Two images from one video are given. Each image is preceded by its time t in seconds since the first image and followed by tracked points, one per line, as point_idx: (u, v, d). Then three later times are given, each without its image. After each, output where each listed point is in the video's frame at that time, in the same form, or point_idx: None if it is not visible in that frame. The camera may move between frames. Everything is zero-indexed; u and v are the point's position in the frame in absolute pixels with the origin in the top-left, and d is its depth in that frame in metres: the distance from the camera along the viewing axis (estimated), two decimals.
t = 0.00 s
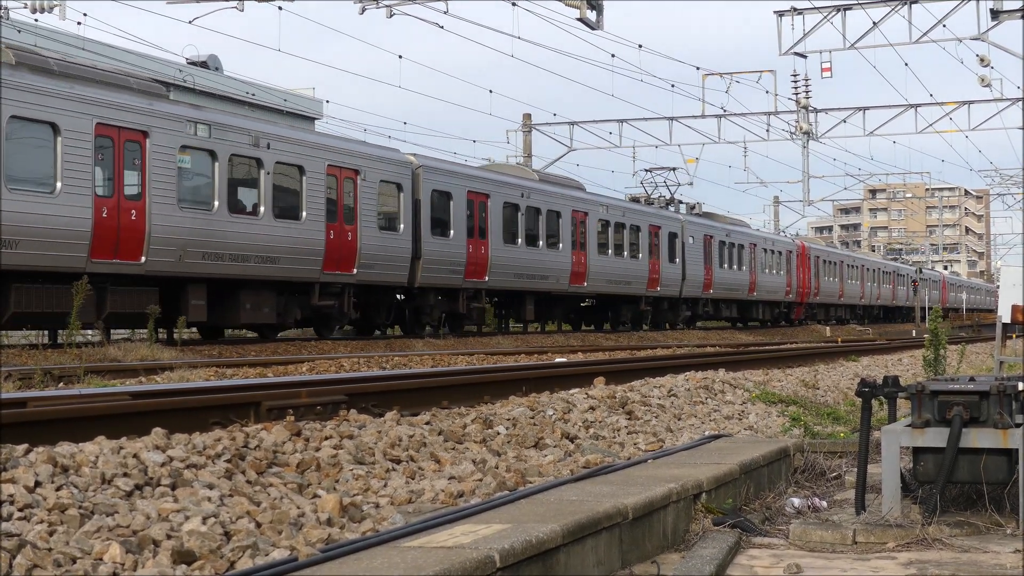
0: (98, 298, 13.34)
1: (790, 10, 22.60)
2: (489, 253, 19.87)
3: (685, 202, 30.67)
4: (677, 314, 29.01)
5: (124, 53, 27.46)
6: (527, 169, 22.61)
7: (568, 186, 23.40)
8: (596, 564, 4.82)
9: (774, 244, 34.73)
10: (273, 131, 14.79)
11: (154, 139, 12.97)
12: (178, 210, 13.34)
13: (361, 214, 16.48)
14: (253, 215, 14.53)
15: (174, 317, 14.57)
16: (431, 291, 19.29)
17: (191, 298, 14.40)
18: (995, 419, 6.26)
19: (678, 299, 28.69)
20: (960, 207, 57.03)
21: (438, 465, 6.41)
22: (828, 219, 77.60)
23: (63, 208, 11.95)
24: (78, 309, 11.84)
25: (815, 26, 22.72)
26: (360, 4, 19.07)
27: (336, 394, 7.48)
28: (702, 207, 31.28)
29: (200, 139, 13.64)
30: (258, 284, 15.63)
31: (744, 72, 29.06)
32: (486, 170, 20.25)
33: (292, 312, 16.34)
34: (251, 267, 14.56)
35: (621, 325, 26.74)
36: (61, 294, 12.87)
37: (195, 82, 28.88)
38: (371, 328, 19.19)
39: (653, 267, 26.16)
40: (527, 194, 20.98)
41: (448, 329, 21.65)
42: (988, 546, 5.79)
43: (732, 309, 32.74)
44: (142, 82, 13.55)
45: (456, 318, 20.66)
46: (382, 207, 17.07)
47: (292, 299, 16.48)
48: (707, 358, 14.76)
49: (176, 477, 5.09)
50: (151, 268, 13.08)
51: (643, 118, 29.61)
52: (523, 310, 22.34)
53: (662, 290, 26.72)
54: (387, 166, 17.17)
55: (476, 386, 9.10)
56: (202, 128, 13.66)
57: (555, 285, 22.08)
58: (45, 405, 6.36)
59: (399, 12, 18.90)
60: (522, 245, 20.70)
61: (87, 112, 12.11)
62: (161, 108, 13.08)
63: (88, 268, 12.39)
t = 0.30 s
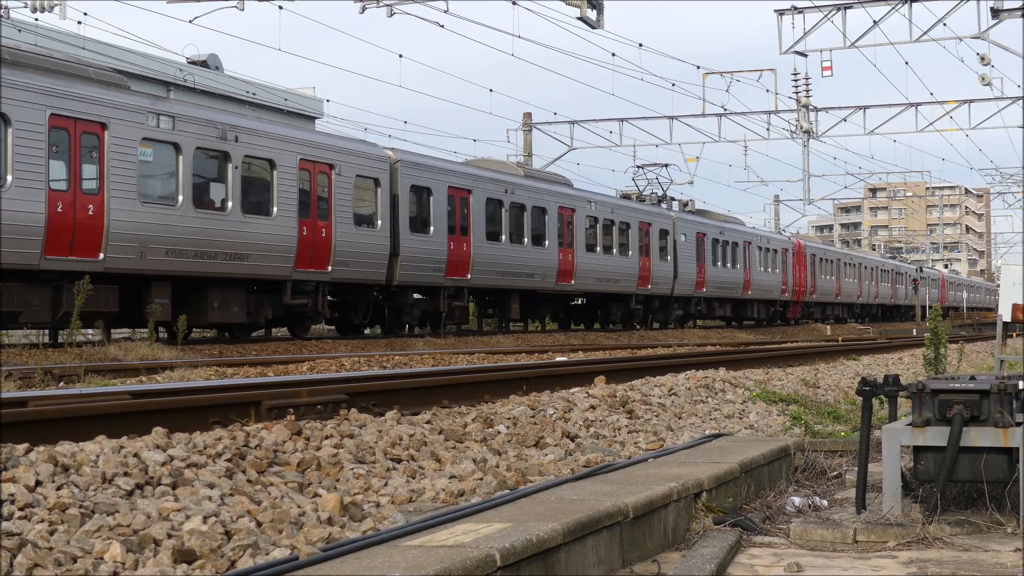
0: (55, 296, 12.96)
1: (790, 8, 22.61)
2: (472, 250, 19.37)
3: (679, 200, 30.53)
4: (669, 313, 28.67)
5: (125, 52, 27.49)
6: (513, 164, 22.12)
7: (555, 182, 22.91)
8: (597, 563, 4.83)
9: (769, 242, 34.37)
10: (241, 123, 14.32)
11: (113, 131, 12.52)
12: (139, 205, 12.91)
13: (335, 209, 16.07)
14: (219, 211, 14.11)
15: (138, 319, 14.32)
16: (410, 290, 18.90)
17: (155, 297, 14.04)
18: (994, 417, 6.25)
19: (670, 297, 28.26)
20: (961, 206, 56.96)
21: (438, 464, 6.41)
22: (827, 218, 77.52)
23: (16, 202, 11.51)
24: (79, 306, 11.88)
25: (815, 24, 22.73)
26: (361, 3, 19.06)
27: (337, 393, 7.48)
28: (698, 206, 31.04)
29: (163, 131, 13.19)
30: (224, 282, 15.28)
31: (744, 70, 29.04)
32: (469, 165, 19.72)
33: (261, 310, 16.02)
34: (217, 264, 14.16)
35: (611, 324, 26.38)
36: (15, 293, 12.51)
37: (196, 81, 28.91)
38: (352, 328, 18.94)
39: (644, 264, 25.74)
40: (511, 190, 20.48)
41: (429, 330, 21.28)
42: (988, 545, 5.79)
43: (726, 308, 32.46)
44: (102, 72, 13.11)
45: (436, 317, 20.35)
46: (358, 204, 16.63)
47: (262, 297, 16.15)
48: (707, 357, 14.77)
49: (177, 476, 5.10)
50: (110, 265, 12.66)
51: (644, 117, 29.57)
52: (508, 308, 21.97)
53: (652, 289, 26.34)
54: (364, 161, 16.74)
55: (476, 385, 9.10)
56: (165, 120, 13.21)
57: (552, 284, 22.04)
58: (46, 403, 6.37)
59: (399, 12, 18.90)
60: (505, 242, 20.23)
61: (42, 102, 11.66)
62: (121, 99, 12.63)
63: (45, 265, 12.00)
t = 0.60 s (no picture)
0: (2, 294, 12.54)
1: (790, 7, 22.61)
2: (452, 247, 18.98)
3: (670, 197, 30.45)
4: (659, 312, 28.25)
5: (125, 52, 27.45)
6: (497, 159, 21.72)
7: (542, 178, 22.55)
8: (597, 562, 4.83)
9: (763, 239, 33.98)
10: (204, 115, 13.88)
11: (66, 123, 12.04)
12: (94, 200, 12.43)
13: (306, 205, 15.60)
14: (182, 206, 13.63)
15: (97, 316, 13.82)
16: (387, 289, 18.48)
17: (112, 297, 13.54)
18: (995, 416, 6.25)
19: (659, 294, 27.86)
20: (961, 205, 56.96)
21: (438, 463, 6.41)
22: (826, 217, 77.52)
23: None
24: (79, 307, 11.79)
25: (815, 23, 22.74)
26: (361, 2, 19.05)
27: (337, 393, 7.48)
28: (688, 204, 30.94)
29: (120, 123, 12.71)
30: (189, 281, 14.73)
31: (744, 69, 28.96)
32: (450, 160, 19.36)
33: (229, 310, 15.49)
34: (180, 262, 13.67)
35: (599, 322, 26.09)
36: None
37: (196, 81, 28.88)
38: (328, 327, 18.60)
39: (633, 262, 25.39)
40: (493, 185, 20.09)
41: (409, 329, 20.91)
42: (988, 543, 5.79)
43: (719, 307, 32.13)
44: (54, 61, 12.54)
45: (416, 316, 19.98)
46: (330, 199, 16.19)
47: (230, 296, 15.63)
48: (707, 356, 14.79)
49: (177, 475, 5.10)
50: (63, 263, 12.18)
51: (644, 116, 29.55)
52: (491, 307, 21.63)
53: (642, 287, 25.99)
54: (337, 155, 16.30)
55: (477, 384, 9.10)
56: (122, 111, 12.73)
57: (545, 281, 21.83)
58: (47, 403, 6.38)
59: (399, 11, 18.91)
60: (487, 238, 19.85)
61: None
62: (75, 89, 12.14)
63: None
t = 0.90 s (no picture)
0: None
1: (790, 6, 22.62)
2: (430, 244, 18.54)
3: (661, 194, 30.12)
4: (650, 311, 27.56)
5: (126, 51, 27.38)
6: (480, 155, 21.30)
7: (527, 174, 22.16)
8: (598, 561, 4.83)
9: (757, 237, 33.31)
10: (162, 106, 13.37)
11: (13, 113, 11.47)
12: (42, 193, 11.90)
13: (273, 200, 15.13)
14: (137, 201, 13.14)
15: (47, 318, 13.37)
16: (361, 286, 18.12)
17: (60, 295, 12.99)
18: (996, 415, 6.26)
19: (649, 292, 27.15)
20: (961, 204, 56.99)
21: (439, 463, 6.41)
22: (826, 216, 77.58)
23: None
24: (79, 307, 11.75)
25: (816, 22, 22.74)
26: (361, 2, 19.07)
27: (337, 392, 7.48)
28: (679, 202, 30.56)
29: (70, 113, 12.19)
30: (148, 280, 14.18)
31: (743, 68, 29.13)
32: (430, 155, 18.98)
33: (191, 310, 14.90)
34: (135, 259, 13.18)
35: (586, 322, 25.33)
36: None
37: (197, 80, 28.81)
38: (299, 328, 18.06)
39: (621, 260, 24.96)
40: (473, 181, 19.66)
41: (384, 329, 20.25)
42: (989, 543, 5.79)
43: (712, 306, 31.50)
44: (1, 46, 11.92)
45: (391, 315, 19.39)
46: (299, 194, 15.70)
47: (192, 295, 15.05)
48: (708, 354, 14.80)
49: (178, 475, 5.10)
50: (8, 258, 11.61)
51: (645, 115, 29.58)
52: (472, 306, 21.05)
53: (630, 285, 25.53)
54: (306, 148, 15.79)
55: (479, 383, 9.11)
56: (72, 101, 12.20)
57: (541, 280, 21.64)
58: (48, 402, 6.39)
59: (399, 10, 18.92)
60: (468, 235, 19.43)
61: None
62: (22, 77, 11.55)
63: None
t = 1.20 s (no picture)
0: None
1: (791, 6, 22.62)
2: (406, 242, 17.57)
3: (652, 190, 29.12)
4: (638, 311, 26.76)
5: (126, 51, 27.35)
6: (459, 150, 20.32)
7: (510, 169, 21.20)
8: (599, 561, 4.83)
9: (751, 235, 32.44)
10: (115, 95, 12.48)
11: None
12: None
13: (237, 196, 14.27)
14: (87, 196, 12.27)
15: None
16: (331, 285, 17.24)
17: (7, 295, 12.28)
18: (997, 414, 6.25)
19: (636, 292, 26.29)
20: (963, 203, 56.94)
21: (440, 462, 6.41)
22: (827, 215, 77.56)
23: None
24: (81, 306, 11.77)
25: (817, 21, 22.74)
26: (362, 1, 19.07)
27: (338, 392, 7.48)
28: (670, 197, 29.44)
29: (15, 102, 11.31)
30: (103, 278, 13.40)
31: (744, 67, 27.73)
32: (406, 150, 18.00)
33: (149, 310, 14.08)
34: (86, 257, 12.31)
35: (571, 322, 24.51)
36: None
37: (197, 80, 28.78)
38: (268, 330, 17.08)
39: (609, 258, 24.06)
40: (452, 176, 18.69)
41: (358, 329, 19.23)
42: (990, 543, 5.78)
43: (704, 306, 30.65)
44: None
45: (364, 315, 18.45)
46: (265, 189, 14.81)
47: (150, 294, 14.22)
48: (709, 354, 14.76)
49: (179, 475, 5.10)
50: None
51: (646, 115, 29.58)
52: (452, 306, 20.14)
53: (619, 284, 24.65)
54: (273, 141, 14.91)
55: (480, 383, 9.12)
56: (16, 89, 11.32)
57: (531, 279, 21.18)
58: (49, 402, 6.39)
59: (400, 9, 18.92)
60: (446, 233, 18.47)
61: None
62: None
63: None
